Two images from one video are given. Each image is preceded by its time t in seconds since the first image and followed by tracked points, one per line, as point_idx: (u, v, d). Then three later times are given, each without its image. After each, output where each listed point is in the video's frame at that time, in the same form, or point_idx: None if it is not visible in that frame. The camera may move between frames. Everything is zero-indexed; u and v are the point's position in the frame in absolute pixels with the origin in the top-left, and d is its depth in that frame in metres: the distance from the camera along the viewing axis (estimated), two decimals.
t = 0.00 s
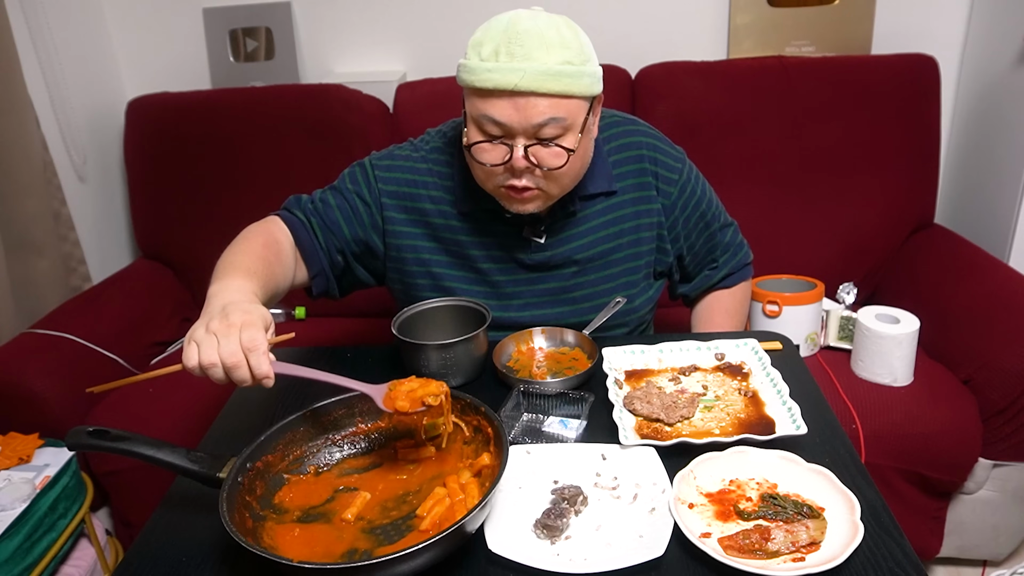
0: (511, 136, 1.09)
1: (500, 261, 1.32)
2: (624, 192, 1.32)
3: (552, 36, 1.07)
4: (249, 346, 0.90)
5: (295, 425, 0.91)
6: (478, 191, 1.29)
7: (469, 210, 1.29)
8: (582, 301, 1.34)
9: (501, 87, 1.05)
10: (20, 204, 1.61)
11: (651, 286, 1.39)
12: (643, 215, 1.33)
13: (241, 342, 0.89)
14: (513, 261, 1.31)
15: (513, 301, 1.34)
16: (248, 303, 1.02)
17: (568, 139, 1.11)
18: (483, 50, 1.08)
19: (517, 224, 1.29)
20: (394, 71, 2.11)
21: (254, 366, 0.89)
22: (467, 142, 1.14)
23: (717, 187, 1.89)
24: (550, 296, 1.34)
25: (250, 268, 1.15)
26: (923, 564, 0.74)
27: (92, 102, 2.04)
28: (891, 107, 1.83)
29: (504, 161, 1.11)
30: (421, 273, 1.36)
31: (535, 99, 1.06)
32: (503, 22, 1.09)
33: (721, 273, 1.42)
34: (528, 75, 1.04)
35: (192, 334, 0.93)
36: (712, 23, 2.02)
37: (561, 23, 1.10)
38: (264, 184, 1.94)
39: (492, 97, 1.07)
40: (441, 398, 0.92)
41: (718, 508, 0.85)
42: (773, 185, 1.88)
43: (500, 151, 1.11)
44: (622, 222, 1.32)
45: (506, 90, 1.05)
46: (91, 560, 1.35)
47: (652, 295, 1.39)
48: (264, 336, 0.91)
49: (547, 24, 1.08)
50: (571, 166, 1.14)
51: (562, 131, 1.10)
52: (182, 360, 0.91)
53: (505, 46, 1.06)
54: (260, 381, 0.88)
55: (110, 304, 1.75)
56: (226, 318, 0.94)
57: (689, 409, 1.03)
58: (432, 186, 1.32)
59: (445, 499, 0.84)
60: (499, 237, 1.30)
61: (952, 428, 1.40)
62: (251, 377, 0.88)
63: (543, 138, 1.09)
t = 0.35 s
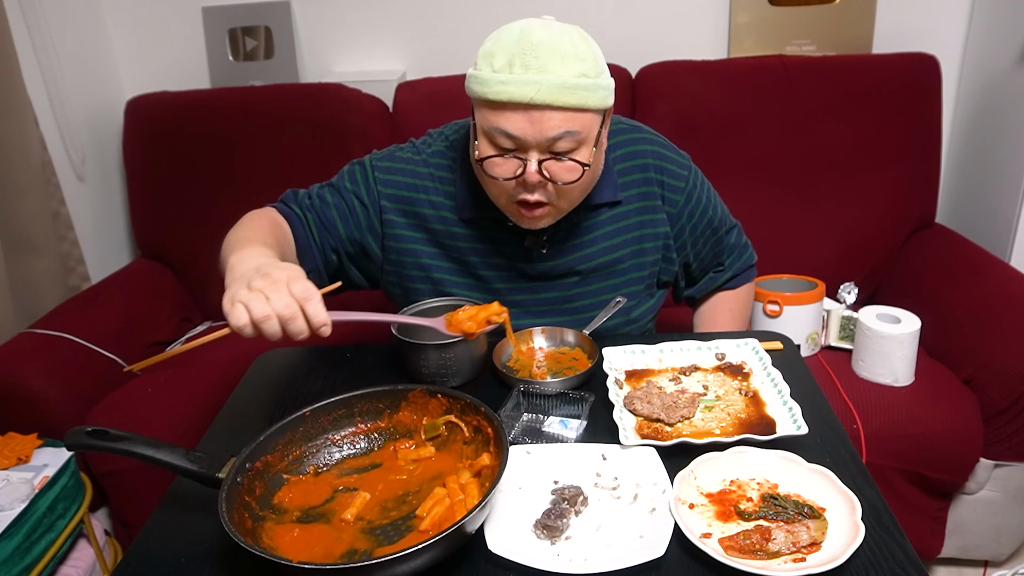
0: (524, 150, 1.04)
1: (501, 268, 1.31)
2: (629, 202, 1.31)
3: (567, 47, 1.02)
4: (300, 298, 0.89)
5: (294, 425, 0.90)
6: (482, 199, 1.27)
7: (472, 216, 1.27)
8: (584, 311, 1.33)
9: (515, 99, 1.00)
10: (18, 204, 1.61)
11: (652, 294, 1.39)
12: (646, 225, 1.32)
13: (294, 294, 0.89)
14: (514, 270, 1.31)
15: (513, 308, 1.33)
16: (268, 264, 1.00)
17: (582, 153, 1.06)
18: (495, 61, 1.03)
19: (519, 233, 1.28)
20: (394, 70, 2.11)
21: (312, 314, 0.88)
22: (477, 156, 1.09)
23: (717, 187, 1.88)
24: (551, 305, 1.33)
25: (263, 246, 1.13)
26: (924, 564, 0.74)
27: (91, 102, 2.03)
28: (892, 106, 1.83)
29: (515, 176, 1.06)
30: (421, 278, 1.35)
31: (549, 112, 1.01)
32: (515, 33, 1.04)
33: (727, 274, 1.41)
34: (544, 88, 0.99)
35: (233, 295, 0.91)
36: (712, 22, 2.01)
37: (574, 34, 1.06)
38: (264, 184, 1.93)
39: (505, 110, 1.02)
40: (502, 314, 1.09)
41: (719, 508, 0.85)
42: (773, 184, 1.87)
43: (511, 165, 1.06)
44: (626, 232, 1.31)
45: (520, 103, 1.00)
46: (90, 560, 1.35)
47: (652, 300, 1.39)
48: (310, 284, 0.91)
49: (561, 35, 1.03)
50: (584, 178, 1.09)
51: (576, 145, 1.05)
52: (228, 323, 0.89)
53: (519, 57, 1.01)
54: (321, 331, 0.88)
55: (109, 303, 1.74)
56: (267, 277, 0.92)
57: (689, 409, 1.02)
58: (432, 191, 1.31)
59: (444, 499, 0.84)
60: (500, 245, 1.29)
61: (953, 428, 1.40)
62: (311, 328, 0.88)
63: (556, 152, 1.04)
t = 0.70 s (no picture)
0: (545, 186, 0.99)
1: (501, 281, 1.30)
2: (633, 217, 1.27)
3: (585, 79, 0.96)
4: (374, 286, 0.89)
5: (293, 425, 0.90)
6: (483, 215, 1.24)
7: (473, 230, 1.25)
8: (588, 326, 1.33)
9: (537, 138, 0.94)
10: (17, 203, 1.61)
11: (657, 306, 1.37)
12: (649, 240, 1.29)
13: (370, 282, 0.89)
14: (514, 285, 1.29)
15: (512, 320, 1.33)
16: (309, 257, 0.98)
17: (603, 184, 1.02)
18: (511, 96, 0.96)
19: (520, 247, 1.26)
20: (394, 69, 2.10)
21: (391, 299, 0.89)
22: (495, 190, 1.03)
23: (717, 186, 1.88)
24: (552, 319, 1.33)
25: (288, 241, 1.09)
26: (925, 565, 0.73)
27: (90, 101, 2.03)
28: (893, 105, 1.83)
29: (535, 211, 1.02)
30: (420, 286, 1.34)
31: (571, 148, 0.95)
32: (530, 63, 0.97)
33: (733, 276, 1.37)
34: (566, 126, 0.93)
35: (302, 290, 0.89)
36: (712, 20, 2.01)
37: (589, 59, 0.99)
38: (264, 184, 1.93)
39: (525, 147, 0.96)
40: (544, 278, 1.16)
41: (719, 509, 0.85)
42: (774, 183, 1.87)
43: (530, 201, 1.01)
44: (628, 249, 1.29)
45: (541, 141, 0.94)
46: (89, 561, 1.34)
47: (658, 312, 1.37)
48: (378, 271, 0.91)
49: (578, 65, 0.97)
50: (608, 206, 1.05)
51: (597, 177, 1.00)
52: (303, 319, 0.87)
53: (537, 92, 0.94)
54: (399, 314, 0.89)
55: (108, 303, 1.74)
56: (331, 270, 0.91)
57: (689, 409, 1.02)
58: (434, 203, 1.29)
59: (444, 500, 0.84)
60: (499, 259, 1.28)
61: (954, 428, 1.39)
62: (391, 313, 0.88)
63: (578, 186, 0.99)
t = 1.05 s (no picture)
0: (557, 194, 0.98)
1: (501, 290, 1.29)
2: (637, 229, 1.26)
3: (596, 86, 0.95)
4: (412, 280, 0.89)
5: (293, 425, 0.90)
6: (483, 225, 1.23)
7: (472, 239, 1.25)
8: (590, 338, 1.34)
9: (549, 146, 0.93)
10: (16, 202, 1.60)
11: (662, 317, 1.37)
12: (653, 252, 1.29)
13: (407, 277, 0.89)
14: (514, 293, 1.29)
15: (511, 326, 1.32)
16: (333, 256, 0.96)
17: (616, 192, 1.01)
18: (521, 104, 0.95)
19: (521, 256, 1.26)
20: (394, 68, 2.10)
21: (429, 292, 0.89)
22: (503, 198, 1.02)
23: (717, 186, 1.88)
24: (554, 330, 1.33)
25: (296, 238, 1.07)
26: (926, 566, 0.73)
27: (89, 100, 2.02)
28: (894, 104, 1.82)
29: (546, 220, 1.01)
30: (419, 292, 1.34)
31: (583, 156, 0.95)
32: (539, 71, 0.96)
33: (736, 280, 1.36)
34: (579, 134, 0.92)
35: (339, 288, 0.88)
36: (713, 19, 2.00)
37: (598, 67, 0.99)
38: (263, 183, 1.93)
39: (536, 155, 0.95)
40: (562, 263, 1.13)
41: (720, 509, 0.84)
42: (774, 183, 1.86)
43: (541, 210, 1.00)
44: (631, 260, 1.28)
45: (552, 148, 0.94)
46: (88, 561, 1.34)
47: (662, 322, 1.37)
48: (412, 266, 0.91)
49: (588, 71, 0.96)
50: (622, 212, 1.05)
51: (609, 185, 0.99)
52: (345, 317, 0.86)
53: (549, 100, 0.94)
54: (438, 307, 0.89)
55: (107, 303, 1.74)
56: (365, 267, 0.90)
57: (690, 409, 1.02)
58: (434, 211, 1.28)
59: (444, 500, 0.83)
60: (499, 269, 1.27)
61: (955, 428, 1.39)
62: (431, 306, 0.89)
63: (590, 195, 0.99)
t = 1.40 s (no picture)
0: (550, 195, 0.98)
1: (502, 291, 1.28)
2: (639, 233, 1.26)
3: (594, 88, 0.95)
4: (429, 261, 0.90)
5: (292, 426, 0.89)
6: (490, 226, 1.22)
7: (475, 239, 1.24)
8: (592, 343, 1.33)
9: (542, 147, 0.93)
10: (15, 202, 1.60)
11: (664, 320, 1.36)
12: (655, 256, 1.28)
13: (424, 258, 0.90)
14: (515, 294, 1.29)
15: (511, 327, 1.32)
16: (341, 244, 0.96)
17: (610, 196, 1.00)
18: (517, 104, 0.95)
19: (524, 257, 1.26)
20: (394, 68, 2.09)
21: (447, 273, 0.90)
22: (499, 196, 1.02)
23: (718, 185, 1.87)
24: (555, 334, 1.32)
25: (300, 229, 1.07)
26: (927, 566, 0.73)
27: (87, 99, 2.02)
28: (895, 103, 1.82)
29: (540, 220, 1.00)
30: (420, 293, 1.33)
31: (578, 158, 0.94)
32: (538, 71, 0.96)
33: (740, 280, 1.34)
34: (572, 135, 0.92)
35: (356, 271, 0.88)
36: (713, 18, 2.00)
37: (600, 69, 0.98)
38: (263, 183, 1.92)
39: (530, 155, 0.95)
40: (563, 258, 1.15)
41: (720, 509, 0.84)
42: (775, 182, 1.86)
43: (535, 210, 1.00)
44: (633, 265, 1.28)
45: (546, 149, 0.93)
46: (87, 561, 1.34)
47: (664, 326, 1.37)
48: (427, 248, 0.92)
49: (588, 73, 0.95)
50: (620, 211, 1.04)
51: (603, 188, 0.98)
52: (362, 300, 0.85)
53: (545, 99, 0.93)
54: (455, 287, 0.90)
55: (106, 303, 1.73)
56: (379, 252, 0.91)
57: (690, 409, 1.01)
58: (440, 210, 1.27)
59: (443, 500, 0.83)
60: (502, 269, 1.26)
61: (956, 428, 1.39)
62: (450, 285, 0.89)
63: (583, 197, 0.98)
